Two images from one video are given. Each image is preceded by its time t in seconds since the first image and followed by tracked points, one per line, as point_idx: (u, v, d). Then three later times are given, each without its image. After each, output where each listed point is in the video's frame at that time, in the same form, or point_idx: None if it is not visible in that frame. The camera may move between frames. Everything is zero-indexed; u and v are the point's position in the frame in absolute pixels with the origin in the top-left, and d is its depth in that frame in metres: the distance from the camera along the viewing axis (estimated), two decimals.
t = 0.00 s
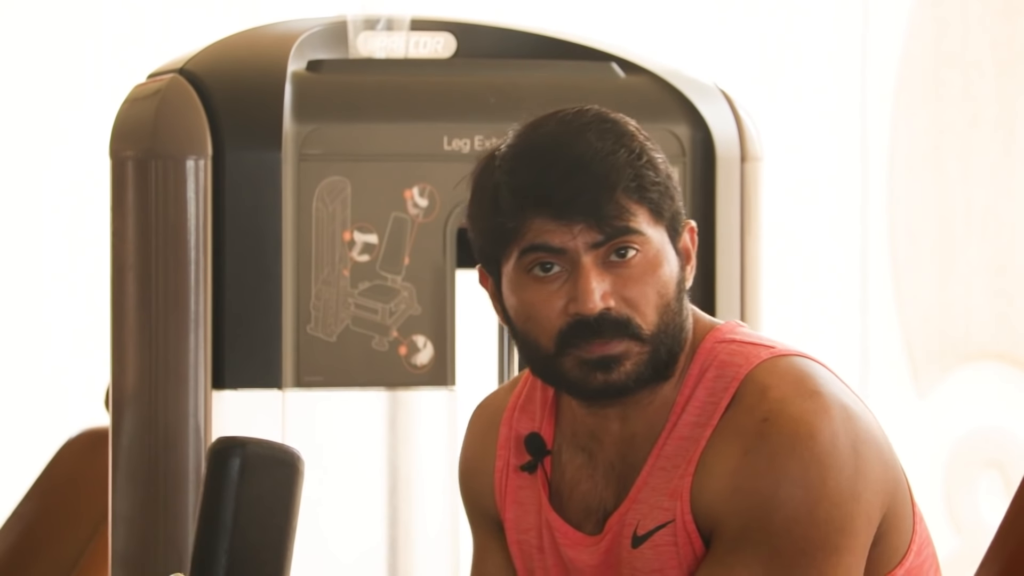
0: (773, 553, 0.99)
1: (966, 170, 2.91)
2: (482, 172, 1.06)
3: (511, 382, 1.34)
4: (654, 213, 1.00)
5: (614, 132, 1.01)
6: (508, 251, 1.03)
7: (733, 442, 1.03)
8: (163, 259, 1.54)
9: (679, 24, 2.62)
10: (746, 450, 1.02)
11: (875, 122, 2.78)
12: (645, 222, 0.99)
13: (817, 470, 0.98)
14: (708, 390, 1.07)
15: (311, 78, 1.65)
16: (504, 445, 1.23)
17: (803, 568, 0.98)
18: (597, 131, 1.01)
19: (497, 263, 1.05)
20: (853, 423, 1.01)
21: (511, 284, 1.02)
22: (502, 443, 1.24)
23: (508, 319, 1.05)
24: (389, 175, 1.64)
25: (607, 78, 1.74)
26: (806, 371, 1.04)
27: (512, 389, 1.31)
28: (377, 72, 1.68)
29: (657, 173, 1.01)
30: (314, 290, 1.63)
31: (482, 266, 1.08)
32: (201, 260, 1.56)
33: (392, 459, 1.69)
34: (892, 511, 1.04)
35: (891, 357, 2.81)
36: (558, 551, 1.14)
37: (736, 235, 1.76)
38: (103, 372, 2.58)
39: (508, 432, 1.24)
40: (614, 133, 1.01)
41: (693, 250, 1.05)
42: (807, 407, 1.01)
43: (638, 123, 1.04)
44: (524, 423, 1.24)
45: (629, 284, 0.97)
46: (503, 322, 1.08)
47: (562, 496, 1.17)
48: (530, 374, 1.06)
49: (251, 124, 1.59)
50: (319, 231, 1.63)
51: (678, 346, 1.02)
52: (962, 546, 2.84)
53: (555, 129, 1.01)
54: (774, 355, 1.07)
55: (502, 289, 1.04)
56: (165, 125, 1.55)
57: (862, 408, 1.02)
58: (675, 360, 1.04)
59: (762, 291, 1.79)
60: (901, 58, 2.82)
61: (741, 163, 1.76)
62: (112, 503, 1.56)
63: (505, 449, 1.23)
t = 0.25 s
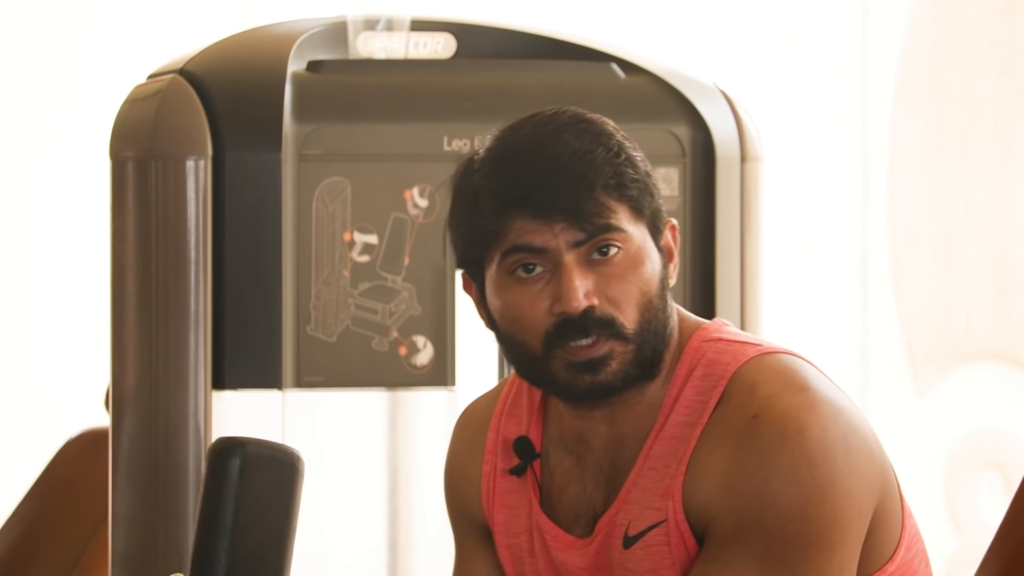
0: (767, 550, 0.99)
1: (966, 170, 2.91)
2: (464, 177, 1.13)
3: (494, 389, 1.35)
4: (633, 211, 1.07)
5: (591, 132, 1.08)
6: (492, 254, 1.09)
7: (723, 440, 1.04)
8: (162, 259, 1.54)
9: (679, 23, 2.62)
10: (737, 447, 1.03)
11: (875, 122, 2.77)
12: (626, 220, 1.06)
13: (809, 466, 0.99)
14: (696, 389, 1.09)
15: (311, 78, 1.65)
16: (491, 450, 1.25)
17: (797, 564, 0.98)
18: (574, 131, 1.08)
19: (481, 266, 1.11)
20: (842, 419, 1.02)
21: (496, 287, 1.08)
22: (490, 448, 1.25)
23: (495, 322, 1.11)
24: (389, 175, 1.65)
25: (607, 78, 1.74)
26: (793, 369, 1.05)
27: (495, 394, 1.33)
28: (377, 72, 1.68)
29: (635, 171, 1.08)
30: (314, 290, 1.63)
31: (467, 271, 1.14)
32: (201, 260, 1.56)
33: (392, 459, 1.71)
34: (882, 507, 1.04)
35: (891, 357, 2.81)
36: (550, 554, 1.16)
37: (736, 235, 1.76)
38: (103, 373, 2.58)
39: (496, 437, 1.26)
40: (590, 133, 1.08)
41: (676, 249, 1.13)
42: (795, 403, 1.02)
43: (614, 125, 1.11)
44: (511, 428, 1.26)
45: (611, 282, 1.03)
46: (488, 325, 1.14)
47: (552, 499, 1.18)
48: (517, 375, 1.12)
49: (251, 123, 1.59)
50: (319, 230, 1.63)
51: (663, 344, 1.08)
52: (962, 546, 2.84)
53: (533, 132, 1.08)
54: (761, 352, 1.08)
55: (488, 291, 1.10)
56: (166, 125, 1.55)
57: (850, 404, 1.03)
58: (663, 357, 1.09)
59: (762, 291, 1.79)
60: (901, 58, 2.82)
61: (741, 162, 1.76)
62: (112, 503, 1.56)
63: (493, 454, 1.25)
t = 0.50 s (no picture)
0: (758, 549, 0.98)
1: (966, 170, 2.92)
2: (435, 201, 1.13)
3: (482, 393, 1.36)
4: (608, 221, 1.07)
5: (559, 148, 1.08)
6: (472, 275, 1.09)
7: (713, 441, 1.04)
8: (163, 258, 1.54)
9: (681, 23, 2.62)
10: (726, 447, 1.03)
11: (875, 122, 2.78)
12: (601, 232, 1.06)
13: (798, 464, 0.98)
14: (682, 391, 1.09)
15: (311, 78, 1.65)
16: (481, 455, 1.25)
17: (787, 563, 0.97)
18: (541, 148, 1.08)
19: (463, 287, 1.12)
20: (830, 416, 1.01)
21: (479, 308, 1.09)
22: (480, 453, 1.26)
23: (481, 341, 1.11)
24: (389, 175, 1.65)
25: (607, 78, 1.73)
26: (780, 368, 1.05)
27: (484, 398, 1.33)
28: (377, 72, 1.68)
29: (606, 182, 1.09)
30: (315, 290, 1.64)
31: (449, 291, 1.15)
32: (201, 260, 1.56)
33: (392, 460, 1.68)
34: (872, 504, 1.04)
35: (892, 357, 2.81)
36: (541, 559, 1.17)
37: (736, 235, 1.76)
38: (103, 373, 2.57)
39: (485, 442, 1.26)
40: (558, 148, 1.09)
41: (653, 252, 1.14)
42: (783, 401, 1.02)
43: (581, 137, 1.12)
44: (501, 433, 1.26)
45: (592, 296, 1.03)
46: (473, 343, 1.15)
47: (541, 503, 1.20)
48: (505, 391, 1.12)
49: (251, 123, 1.59)
50: (319, 230, 1.64)
51: (648, 351, 1.08)
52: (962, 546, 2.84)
53: (499, 153, 1.08)
54: (746, 353, 1.09)
55: (471, 313, 1.11)
56: (166, 125, 1.55)
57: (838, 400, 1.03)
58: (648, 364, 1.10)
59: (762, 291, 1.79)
60: (902, 59, 2.82)
61: (741, 163, 1.76)
62: (112, 504, 1.56)
63: (483, 459, 1.25)
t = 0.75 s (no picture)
0: (757, 549, 0.99)
1: (966, 170, 2.91)
2: (432, 201, 1.14)
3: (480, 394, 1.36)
4: (604, 220, 1.07)
5: (555, 147, 1.09)
6: (468, 275, 1.09)
7: (712, 441, 1.04)
8: (163, 258, 1.54)
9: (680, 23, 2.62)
10: (724, 448, 1.03)
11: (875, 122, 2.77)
12: (598, 230, 1.06)
13: (796, 464, 0.98)
14: (681, 391, 1.10)
15: (311, 78, 1.65)
16: (480, 455, 1.26)
17: (787, 564, 0.98)
18: (538, 147, 1.09)
19: (460, 287, 1.12)
20: (829, 416, 1.01)
21: (475, 308, 1.09)
22: (479, 453, 1.26)
23: (478, 342, 1.11)
24: (389, 175, 1.65)
25: (607, 78, 1.73)
26: (779, 368, 1.05)
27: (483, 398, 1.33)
28: (377, 72, 1.68)
29: (603, 180, 1.09)
30: (314, 290, 1.64)
31: (447, 292, 1.15)
32: (201, 260, 1.56)
33: (392, 460, 1.67)
34: (872, 503, 1.04)
35: (892, 357, 2.81)
36: (540, 559, 1.17)
37: (736, 235, 1.76)
38: (103, 373, 2.57)
39: (484, 442, 1.27)
40: (554, 147, 1.09)
41: (650, 251, 1.14)
42: (782, 401, 1.02)
43: (578, 136, 1.12)
44: (500, 433, 1.27)
45: (589, 294, 1.03)
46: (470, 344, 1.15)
47: (540, 503, 1.20)
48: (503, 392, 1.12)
49: (251, 123, 1.59)
50: (319, 230, 1.64)
51: (646, 351, 1.08)
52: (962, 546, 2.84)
53: (496, 152, 1.09)
54: (745, 353, 1.08)
55: (468, 313, 1.11)
56: (166, 125, 1.55)
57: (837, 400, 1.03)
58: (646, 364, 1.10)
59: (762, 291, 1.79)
60: (901, 59, 2.82)
61: (741, 163, 1.77)
62: (112, 503, 1.56)
63: (481, 459, 1.26)
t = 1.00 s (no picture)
0: (755, 547, 0.98)
1: (966, 170, 2.91)
2: (400, 221, 1.14)
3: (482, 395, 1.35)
4: (569, 215, 1.07)
5: (510, 149, 1.09)
6: (442, 287, 1.09)
7: (708, 439, 1.04)
8: (163, 258, 1.54)
9: (680, 23, 2.62)
10: (721, 446, 1.03)
11: (875, 122, 2.77)
12: (563, 225, 1.06)
13: (794, 460, 0.98)
14: (678, 389, 1.10)
15: (311, 78, 1.65)
16: (482, 454, 1.26)
17: (785, 560, 0.97)
18: (493, 152, 1.09)
19: (439, 300, 1.12)
20: (825, 411, 1.01)
21: (455, 319, 1.09)
22: (480, 453, 1.26)
23: (462, 351, 1.11)
24: (389, 175, 1.65)
25: (607, 78, 1.73)
26: (775, 364, 1.05)
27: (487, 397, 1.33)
28: (377, 72, 1.68)
29: (563, 176, 1.09)
30: (315, 290, 1.64)
31: (430, 309, 1.15)
32: (201, 260, 1.56)
33: (393, 460, 1.68)
34: (871, 498, 1.04)
35: (891, 357, 2.81)
36: (541, 558, 1.17)
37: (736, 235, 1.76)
38: (103, 374, 2.57)
39: (486, 442, 1.26)
40: (510, 150, 1.09)
41: (630, 244, 1.14)
42: (778, 398, 1.02)
43: (535, 136, 1.12)
44: (502, 432, 1.26)
45: (562, 290, 1.04)
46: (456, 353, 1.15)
47: (541, 502, 1.20)
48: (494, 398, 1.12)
49: (251, 123, 1.59)
50: (319, 230, 1.64)
51: (630, 341, 1.08)
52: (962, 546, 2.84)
53: (452, 162, 1.09)
54: (741, 350, 1.09)
55: (450, 324, 1.11)
56: (165, 125, 1.55)
57: (834, 396, 1.03)
58: (633, 356, 1.10)
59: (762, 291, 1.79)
60: (901, 59, 2.82)
61: (741, 163, 1.77)
62: (112, 503, 1.56)
63: (482, 459, 1.26)
